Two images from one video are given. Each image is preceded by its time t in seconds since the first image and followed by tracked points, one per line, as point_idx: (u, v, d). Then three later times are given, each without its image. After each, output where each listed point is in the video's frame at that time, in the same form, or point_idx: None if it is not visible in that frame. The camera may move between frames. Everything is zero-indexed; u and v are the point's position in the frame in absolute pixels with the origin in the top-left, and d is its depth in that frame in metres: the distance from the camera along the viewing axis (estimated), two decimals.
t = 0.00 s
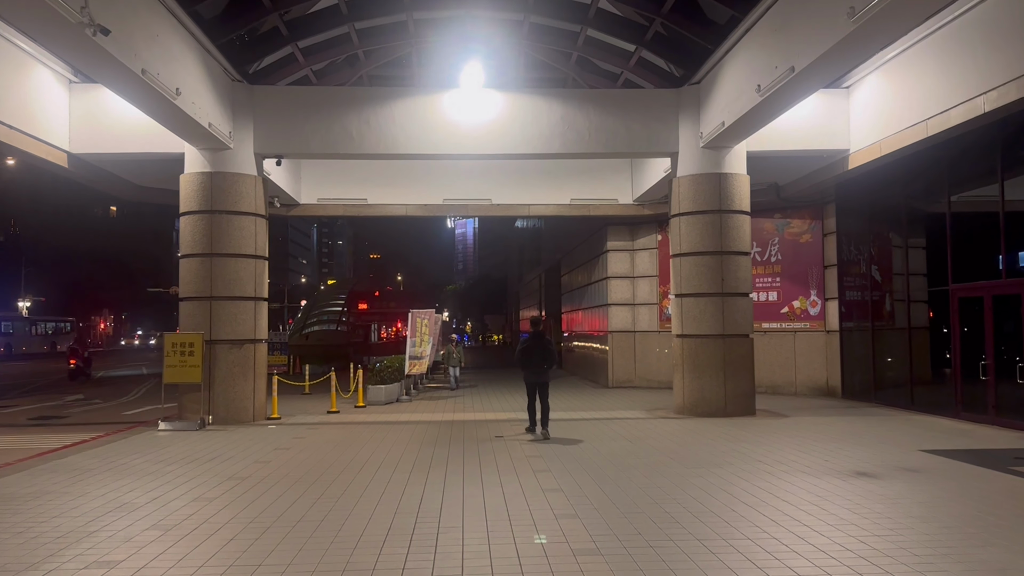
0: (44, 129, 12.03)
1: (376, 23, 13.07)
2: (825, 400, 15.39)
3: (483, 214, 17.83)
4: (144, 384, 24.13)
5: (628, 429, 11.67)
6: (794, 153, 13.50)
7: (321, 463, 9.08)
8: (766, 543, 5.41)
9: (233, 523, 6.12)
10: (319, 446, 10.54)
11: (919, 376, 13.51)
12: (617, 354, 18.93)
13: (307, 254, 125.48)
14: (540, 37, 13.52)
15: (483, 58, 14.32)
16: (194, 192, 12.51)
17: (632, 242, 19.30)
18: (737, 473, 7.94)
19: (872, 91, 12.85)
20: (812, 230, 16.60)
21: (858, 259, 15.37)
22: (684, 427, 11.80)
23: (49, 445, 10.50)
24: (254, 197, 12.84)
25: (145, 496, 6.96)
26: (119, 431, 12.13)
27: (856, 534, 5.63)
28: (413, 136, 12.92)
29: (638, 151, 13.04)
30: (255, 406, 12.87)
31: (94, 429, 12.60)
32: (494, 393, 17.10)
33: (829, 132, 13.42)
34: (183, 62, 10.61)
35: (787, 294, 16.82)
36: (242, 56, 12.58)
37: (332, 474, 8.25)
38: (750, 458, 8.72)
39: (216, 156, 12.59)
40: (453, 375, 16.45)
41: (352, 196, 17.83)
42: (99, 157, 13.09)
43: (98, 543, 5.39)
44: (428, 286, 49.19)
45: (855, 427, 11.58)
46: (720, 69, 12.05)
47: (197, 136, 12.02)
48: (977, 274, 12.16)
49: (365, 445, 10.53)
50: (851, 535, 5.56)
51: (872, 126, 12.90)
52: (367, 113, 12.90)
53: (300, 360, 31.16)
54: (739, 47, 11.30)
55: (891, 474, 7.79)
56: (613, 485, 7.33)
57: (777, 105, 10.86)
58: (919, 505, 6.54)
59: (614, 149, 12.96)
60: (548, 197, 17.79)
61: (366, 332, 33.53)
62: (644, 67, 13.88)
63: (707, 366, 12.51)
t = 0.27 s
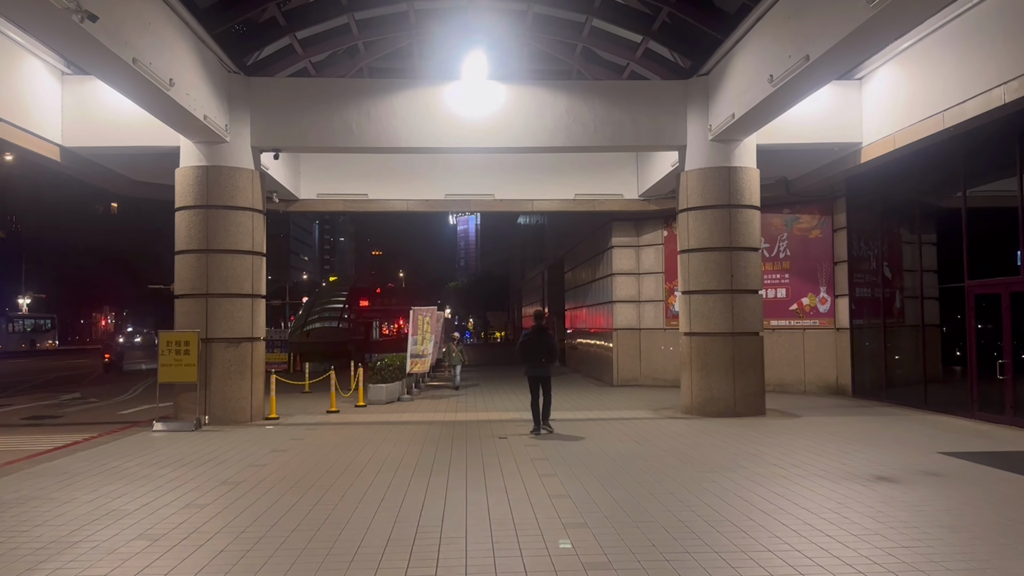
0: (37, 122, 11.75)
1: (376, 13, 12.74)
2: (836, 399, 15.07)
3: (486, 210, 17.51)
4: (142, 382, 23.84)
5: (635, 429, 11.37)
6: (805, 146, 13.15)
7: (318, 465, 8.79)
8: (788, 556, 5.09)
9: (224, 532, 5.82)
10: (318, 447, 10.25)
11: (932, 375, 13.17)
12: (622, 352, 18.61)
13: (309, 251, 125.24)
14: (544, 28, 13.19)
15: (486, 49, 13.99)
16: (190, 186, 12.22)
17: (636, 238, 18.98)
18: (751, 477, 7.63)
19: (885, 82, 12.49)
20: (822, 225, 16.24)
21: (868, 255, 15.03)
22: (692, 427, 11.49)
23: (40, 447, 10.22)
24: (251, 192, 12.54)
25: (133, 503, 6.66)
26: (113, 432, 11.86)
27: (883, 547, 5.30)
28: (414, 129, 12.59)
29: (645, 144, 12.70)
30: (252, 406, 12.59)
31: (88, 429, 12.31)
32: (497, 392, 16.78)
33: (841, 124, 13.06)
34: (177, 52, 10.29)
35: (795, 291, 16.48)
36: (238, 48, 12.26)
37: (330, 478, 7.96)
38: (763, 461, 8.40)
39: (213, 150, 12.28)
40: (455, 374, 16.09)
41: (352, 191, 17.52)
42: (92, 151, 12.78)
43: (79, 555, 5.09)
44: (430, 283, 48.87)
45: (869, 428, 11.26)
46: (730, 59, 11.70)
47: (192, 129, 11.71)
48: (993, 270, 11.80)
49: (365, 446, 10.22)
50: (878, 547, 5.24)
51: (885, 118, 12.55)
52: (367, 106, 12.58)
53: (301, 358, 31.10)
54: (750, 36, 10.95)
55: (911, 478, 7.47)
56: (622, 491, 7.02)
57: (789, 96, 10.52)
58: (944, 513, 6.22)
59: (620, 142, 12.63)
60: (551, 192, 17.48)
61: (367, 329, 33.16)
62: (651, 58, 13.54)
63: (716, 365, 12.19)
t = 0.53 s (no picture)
0: (27, 113, 11.45)
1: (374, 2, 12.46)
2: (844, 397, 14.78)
3: (486, 205, 17.22)
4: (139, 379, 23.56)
5: (639, 428, 11.09)
6: (813, 138, 12.84)
7: (314, 466, 8.51)
8: (806, 563, 4.80)
9: (211, 537, 5.53)
10: (314, 446, 9.98)
11: (943, 373, 12.85)
12: (624, 349, 18.35)
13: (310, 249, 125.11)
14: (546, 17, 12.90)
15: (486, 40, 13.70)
16: (183, 179, 11.93)
17: (640, 234, 18.68)
18: (762, 479, 7.34)
19: (895, 73, 12.17)
20: (829, 220, 15.92)
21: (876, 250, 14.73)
22: (698, 426, 11.21)
23: (28, 446, 9.95)
24: (246, 185, 12.26)
25: (118, 506, 6.39)
26: (105, 430, 11.60)
27: (906, 553, 5.02)
28: (413, 121, 12.30)
29: (649, 136, 12.39)
30: (248, 404, 12.36)
31: (79, 428, 12.04)
32: (498, 390, 16.49)
33: (850, 116, 12.73)
34: (168, 40, 9.99)
35: (802, 287, 16.18)
36: (233, 37, 11.97)
37: (324, 479, 7.68)
38: (774, 461, 8.11)
39: (207, 142, 12.00)
40: (455, 372, 15.75)
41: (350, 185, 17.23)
42: (84, 143, 12.49)
43: (56, 563, 4.82)
44: (431, 280, 48.58)
45: (880, 426, 10.96)
46: (737, 48, 11.39)
47: (185, 121, 11.42)
48: (1007, 264, 11.48)
49: (361, 446, 9.94)
50: (900, 554, 4.94)
51: (895, 109, 12.23)
52: (365, 97, 12.29)
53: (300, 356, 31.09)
54: (758, 24, 10.64)
55: (929, 480, 7.18)
56: (628, 493, 6.73)
57: (799, 85, 10.22)
58: (967, 517, 5.93)
59: (624, 134, 12.32)
60: (553, 186, 17.19)
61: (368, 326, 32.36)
62: (655, 48, 13.24)
63: (722, 362, 11.90)
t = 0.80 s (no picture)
0: (15, 111, 11.13)
1: None
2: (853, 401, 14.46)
3: (487, 204, 16.92)
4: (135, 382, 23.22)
5: (645, 434, 10.77)
6: (823, 137, 12.51)
7: (309, 475, 8.21)
8: None
9: (197, 556, 5.22)
10: (310, 454, 9.67)
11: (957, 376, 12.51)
12: (627, 351, 18.04)
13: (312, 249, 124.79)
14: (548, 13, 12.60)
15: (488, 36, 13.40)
16: (176, 178, 11.63)
17: (644, 234, 18.36)
18: (776, 490, 7.02)
19: (906, 69, 11.85)
20: (837, 220, 15.58)
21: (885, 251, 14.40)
22: (705, 431, 10.89)
23: (15, 454, 9.65)
24: (241, 185, 11.97)
25: (101, 520, 6.08)
26: (96, 436, 11.32)
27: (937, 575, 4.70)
28: (412, 118, 12.00)
29: (655, 134, 12.07)
30: (243, 409, 12.10)
31: (70, 433, 11.73)
32: (499, 393, 16.18)
33: (860, 113, 12.40)
34: (159, 35, 9.68)
35: (809, 289, 15.87)
36: (228, 32, 11.66)
37: (319, 490, 7.37)
38: (787, 470, 7.80)
39: (201, 140, 11.70)
40: (454, 377, 15.36)
41: (349, 185, 16.92)
42: (74, 142, 12.17)
43: None
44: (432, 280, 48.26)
45: (894, 432, 10.64)
46: (746, 43, 11.07)
47: (178, 118, 11.12)
48: None
49: (359, 453, 9.62)
50: None
51: (906, 106, 11.90)
52: (363, 94, 11.99)
53: (299, 358, 30.85)
54: (769, 17, 10.32)
55: (952, 492, 6.86)
56: (637, 506, 6.41)
57: (809, 81, 9.91)
58: (995, 533, 5.63)
59: (629, 132, 12.01)
60: (556, 186, 16.89)
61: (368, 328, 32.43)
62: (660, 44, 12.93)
63: (731, 366, 11.58)
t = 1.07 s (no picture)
0: (7, 107, 10.85)
1: None
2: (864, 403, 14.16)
3: (490, 203, 16.63)
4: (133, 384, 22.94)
5: (653, 437, 10.47)
6: (834, 133, 12.21)
7: (306, 481, 7.92)
8: None
9: (186, 569, 4.95)
10: (308, 458, 9.39)
11: (971, 377, 12.18)
12: (633, 352, 17.74)
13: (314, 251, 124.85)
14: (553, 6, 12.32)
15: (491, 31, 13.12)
16: (173, 175, 11.40)
17: (649, 233, 18.05)
18: (794, 498, 6.72)
19: (918, 63, 11.51)
20: (847, 219, 15.28)
21: (896, 250, 14.09)
22: (715, 435, 10.59)
23: (5, 458, 9.38)
24: (239, 183, 11.72)
25: (88, 530, 5.81)
26: (91, 440, 11.07)
27: None
28: (414, 114, 11.73)
29: (663, 130, 11.78)
30: (241, 412, 11.86)
31: (63, 437, 11.46)
32: (502, 395, 15.88)
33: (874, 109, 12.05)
34: (154, 27, 9.42)
35: (818, 289, 15.57)
36: (225, 26, 11.39)
37: (317, 498, 7.08)
38: (803, 476, 7.51)
39: (197, 137, 11.44)
40: (454, 379, 15.00)
41: (349, 184, 16.65)
42: (68, 139, 11.89)
43: None
44: (434, 281, 47.99)
45: (909, 435, 10.35)
46: (756, 36, 10.78)
47: (174, 114, 10.86)
48: None
49: (358, 458, 9.34)
50: None
51: (920, 101, 11.50)
52: (364, 90, 11.72)
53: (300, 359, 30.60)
54: (780, 9, 10.03)
55: (979, 499, 6.55)
56: (649, 515, 6.11)
57: (822, 74, 9.61)
58: None
59: (636, 128, 11.72)
60: (559, 185, 16.61)
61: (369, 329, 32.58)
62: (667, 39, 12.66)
63: (741, 368, 11.29)
